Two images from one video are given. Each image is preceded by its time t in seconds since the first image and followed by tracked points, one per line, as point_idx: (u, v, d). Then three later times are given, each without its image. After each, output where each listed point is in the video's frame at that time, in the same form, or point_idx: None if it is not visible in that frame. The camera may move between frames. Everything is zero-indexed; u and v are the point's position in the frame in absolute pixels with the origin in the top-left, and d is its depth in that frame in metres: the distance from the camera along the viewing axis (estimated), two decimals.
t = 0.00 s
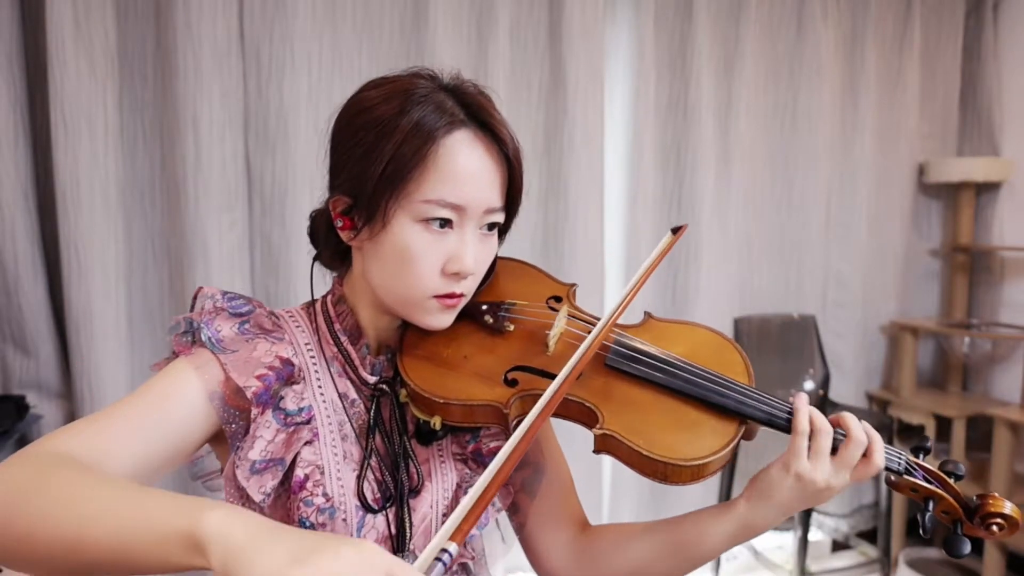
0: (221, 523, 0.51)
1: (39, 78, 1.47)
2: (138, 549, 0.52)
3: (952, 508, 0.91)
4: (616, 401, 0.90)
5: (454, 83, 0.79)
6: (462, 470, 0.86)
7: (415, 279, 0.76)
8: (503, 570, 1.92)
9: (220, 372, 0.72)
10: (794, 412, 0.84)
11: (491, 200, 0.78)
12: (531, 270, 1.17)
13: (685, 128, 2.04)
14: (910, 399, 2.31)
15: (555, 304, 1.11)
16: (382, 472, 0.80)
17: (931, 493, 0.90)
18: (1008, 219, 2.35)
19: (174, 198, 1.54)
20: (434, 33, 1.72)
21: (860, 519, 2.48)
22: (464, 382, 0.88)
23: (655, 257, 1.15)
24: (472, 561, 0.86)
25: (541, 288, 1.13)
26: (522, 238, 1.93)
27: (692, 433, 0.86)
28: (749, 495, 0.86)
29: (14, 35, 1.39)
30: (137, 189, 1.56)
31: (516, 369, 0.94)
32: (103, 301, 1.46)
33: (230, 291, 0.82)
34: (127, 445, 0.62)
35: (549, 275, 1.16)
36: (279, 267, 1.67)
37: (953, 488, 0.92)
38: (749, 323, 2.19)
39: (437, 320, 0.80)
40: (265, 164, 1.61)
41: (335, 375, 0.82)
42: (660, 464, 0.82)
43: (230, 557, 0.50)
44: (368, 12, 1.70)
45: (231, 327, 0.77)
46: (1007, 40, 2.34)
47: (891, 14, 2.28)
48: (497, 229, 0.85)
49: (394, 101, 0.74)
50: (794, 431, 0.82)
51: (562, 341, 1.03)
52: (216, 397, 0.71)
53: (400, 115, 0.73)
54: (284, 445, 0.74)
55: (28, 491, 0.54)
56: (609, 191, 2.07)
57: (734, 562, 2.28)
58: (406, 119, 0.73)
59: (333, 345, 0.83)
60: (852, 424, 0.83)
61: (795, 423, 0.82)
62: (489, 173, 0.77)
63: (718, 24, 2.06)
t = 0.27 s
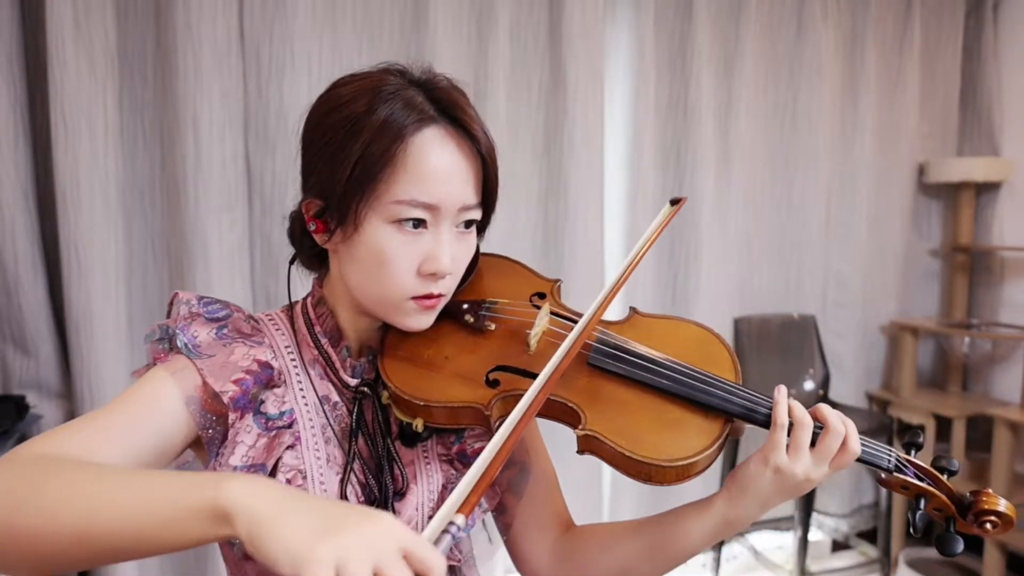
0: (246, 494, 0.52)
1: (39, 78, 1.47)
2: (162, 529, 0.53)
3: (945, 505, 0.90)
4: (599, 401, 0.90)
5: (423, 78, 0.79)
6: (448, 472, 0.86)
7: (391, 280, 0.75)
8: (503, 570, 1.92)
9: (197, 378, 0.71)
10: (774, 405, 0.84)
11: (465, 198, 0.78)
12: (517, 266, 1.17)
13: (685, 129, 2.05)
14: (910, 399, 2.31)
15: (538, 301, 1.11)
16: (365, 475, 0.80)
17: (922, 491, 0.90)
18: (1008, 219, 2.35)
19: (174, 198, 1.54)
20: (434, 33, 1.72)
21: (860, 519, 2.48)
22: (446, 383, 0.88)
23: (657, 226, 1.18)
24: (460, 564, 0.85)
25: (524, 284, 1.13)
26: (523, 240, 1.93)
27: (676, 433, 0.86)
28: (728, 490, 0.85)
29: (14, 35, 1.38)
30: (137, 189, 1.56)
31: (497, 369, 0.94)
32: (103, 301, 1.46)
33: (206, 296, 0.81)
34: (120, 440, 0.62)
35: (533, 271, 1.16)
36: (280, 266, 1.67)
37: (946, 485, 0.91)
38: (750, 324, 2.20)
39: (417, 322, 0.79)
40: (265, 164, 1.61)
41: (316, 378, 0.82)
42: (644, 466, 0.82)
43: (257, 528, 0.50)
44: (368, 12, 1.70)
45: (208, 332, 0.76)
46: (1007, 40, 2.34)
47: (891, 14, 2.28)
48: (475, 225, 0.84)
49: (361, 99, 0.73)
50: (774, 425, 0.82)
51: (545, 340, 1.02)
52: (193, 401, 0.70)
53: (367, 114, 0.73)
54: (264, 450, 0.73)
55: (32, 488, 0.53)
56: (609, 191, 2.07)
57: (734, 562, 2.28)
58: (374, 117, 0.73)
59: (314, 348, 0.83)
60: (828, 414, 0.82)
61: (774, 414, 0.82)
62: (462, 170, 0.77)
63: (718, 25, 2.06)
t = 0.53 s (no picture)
0: (290, 449, 0.58)
1: (39, 77, 1.47)
2: (212, 497, 0.57)
3: (941, 512, 0.91)
4: (583, 405, 0.90)
5: (388, 75, 0.79)
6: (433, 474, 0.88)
7: (365, 285, 0.75)
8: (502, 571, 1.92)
9: (177, 383, 0.73)
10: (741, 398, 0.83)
11: (436, 198, 0.77)
12: (503, 263, 1.15)
13: (685, 129, 2.04)
14: (910, 399, 2.31)
15: (523, 300, 1.08)
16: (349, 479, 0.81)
17: (916, 497, 0.90)
18: (1008, 219, 2.35)
19: (174, 198, 1.54)
20: (434, 33, 1.72)
21: (860, 519, 2.48)
22: (428, 389, 0.88)
23: (654, 183, 1.14)
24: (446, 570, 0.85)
25: (509, 282, 1.11)
26: (523, 240, 1.93)
27: (659, 438, 0.85)
28: (684, 488, 0.85)
29: (14, 36, 1.39)
30: (137, 189, 1.56)
31: (479, 373, 0.93)
32: (103, 301, 1.46)
33: (185, 302, 0.83)
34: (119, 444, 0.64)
35: (518, 268, 1.14)
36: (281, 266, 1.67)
37: (942, 490, 0.92)
38: (750, 323, 2.21)
39: (395, 326, 0.79)
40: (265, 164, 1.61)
41: (299, 382, 0.82)
42: (627, 472, 0.81)
43: (310, 482, 0.56)
44: (367, 12, 1.70)
45: (189, 338, 0.78)
46: (1007, 40, 2.34)
47: (891, 13, 2.28)
48: (452, 226, 0.84)
49: (325, 103, 0.74)
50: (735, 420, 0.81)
51: (527, 342, 1.00)
52: (174, 406, 0.71)
53: (330, 117, 0.73)
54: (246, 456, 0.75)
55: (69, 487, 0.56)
56: (609, 190, 2.07)
57: (734, 562, 2.28)
58: (339, 119, 0.73)
59: (296, 351, 0.84)
60: (793, 411, 0.82)
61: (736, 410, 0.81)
62: (432, 170, 0.77)
63: (718, 25, 2.06)
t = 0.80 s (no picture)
0: (253, 476, 0.57)
1: (39, 77, 1.47)
2: (179, 518, 0.57)
3: (935, 510, 0.90)
4: (578, 405, 0.90)
5: (382, 75, 0.79)
6: (430, 475, 0.87)
7: (359, 287, 0.75)
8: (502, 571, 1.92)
9: (166, 388, 0.73)
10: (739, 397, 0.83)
11: (431, 199, 0.77)
12: (499, 262, 1.15)
13: (685, 129, 2.04)
14: (910, 399, 2.31)
15: (518, 300, 1.08)
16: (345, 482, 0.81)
17: (911, 495, 0.90)
18: (1008, 219, 2.35)
19: (174, 198, 1.54)
20: (434, 33, 1.72)
21: (860, 519, 2.48)
22: (423, 390, 0.87)
23: (649, 189, 1.14)
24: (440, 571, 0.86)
25: (504, 281, 1.11)
26: (523, 241, 1.93)
27: (654, 438, 0.86)
28: (683, 486, 0.85)
29: (14, 36, 1.39)
30: (137, 189, 1.56)
31: (475, 373, 0.93)
32: (103, 301, 1.46)
33: (175, 304, 0.83)
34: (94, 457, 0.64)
35: (514, 267, 1.14)
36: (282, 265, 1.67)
37: (936, 488, 0.92)
38: (750, 323, 2.21)
39: (389, 327, 0.79)
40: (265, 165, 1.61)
41: (291, 385, 0.83)
42: (623, 472, 0.81)
43: (270, 510, 0.55)
44: (367, 12, 1.70)
45: (179, 341, 0.78)
46: (1007, 40, 2.34)
47: (891, 13, 2.28)
48: (447, 226, 0.84)
49: (318, 102, 0.74)
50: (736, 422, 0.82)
51: (523, 343, 1.00)
52: (162, 412, 0.72)
53: (324, 117, 0.73)
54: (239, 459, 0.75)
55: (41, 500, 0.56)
56: (609, 190, 2.07)
57: (734, 562, 2.28)
58: (332, 119, 0.73)
59: (289, 353, 0.84)
60: (794, 414, 0.82)
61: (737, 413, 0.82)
62: (426, 170, 0.77)
63: (718, 25, 2.06)
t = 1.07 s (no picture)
0: (191, 505, 0.54)
1: (39, 77, 1.47)
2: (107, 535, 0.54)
3: (939, 517, 0.90)
4: (588, 410, 0.90)
5: (402, 77, 0.79)
6: (435, 476, 0.87)
7: (376, 289, 0.75)
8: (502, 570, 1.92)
9: (173, 384, 0.73)
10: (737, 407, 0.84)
11: (448, 203, 0.77)
12: (505, 266, 1.15)
13: (685, 129, 2.04)
14: (910, 399, 2.31)
15: (527, 304, 1.09)
16: (350, 484, 0.80)
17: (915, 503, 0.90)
18: (1008, 219, 2.35)
19: (174, 198, 1.54)
20: (434, 32, 1.72)
21: (860, 519, 2.48)
22: (433, 392, 0.87)
23: (654, 222, 1.14)
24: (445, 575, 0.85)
25: (512, 287, 1.11)
26: (523, 240, 1.93)
27: (664, 442, 0.86)
28: (697, 491, 0.85)
29: (14, 35, 1.38)
30: (137, 189, 1.56)
31: (485, 376, 0.93)
32: (103, 301, 1.46)
33: (186, 300, 0.82)
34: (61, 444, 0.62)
35: (523, 272, 1.14)
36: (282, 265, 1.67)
37: (938, 495, 0.92)
38: (750, 323, 2.21)
39: (403, 329, 0.79)
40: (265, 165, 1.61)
41: (299, 385, 0.82)
42: (635, 476, 0.81)
43: (199, 539, 0.52)
44: (368, 12, 1.70)
45: (188, 336, 0.77)
46: (1006, 40, 2.35)
47: (891, 13, 2.28)
48: (460, 229, 0.84)
49: (340, 103, 0.73)
50: (742, 424, 0.81)
51: (533, 346, 1.00)
52: (167, 409, 0.72)
53: (345, 118, 0.73)
54: (245, 458, 0.75)
55: None
56: (609, 189, 2.07)
57: (734, 562, 2.28)
58: (355, 120, 0.73)
59: (297, 353, 0.84)
60: (800, 416, 0.82)
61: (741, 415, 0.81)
62: (445, 174, 0.77)
63: (718, 25, 2.06)
